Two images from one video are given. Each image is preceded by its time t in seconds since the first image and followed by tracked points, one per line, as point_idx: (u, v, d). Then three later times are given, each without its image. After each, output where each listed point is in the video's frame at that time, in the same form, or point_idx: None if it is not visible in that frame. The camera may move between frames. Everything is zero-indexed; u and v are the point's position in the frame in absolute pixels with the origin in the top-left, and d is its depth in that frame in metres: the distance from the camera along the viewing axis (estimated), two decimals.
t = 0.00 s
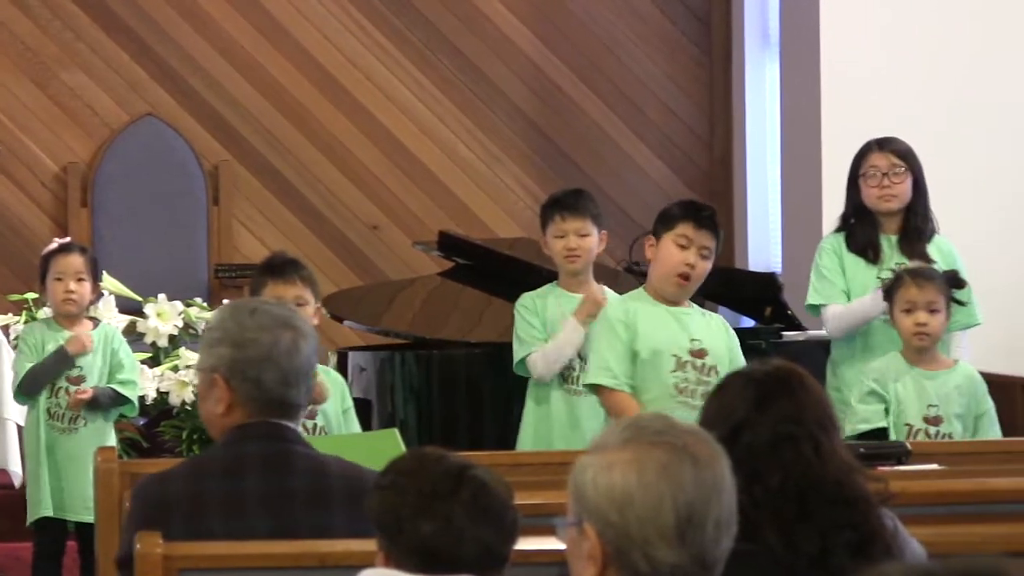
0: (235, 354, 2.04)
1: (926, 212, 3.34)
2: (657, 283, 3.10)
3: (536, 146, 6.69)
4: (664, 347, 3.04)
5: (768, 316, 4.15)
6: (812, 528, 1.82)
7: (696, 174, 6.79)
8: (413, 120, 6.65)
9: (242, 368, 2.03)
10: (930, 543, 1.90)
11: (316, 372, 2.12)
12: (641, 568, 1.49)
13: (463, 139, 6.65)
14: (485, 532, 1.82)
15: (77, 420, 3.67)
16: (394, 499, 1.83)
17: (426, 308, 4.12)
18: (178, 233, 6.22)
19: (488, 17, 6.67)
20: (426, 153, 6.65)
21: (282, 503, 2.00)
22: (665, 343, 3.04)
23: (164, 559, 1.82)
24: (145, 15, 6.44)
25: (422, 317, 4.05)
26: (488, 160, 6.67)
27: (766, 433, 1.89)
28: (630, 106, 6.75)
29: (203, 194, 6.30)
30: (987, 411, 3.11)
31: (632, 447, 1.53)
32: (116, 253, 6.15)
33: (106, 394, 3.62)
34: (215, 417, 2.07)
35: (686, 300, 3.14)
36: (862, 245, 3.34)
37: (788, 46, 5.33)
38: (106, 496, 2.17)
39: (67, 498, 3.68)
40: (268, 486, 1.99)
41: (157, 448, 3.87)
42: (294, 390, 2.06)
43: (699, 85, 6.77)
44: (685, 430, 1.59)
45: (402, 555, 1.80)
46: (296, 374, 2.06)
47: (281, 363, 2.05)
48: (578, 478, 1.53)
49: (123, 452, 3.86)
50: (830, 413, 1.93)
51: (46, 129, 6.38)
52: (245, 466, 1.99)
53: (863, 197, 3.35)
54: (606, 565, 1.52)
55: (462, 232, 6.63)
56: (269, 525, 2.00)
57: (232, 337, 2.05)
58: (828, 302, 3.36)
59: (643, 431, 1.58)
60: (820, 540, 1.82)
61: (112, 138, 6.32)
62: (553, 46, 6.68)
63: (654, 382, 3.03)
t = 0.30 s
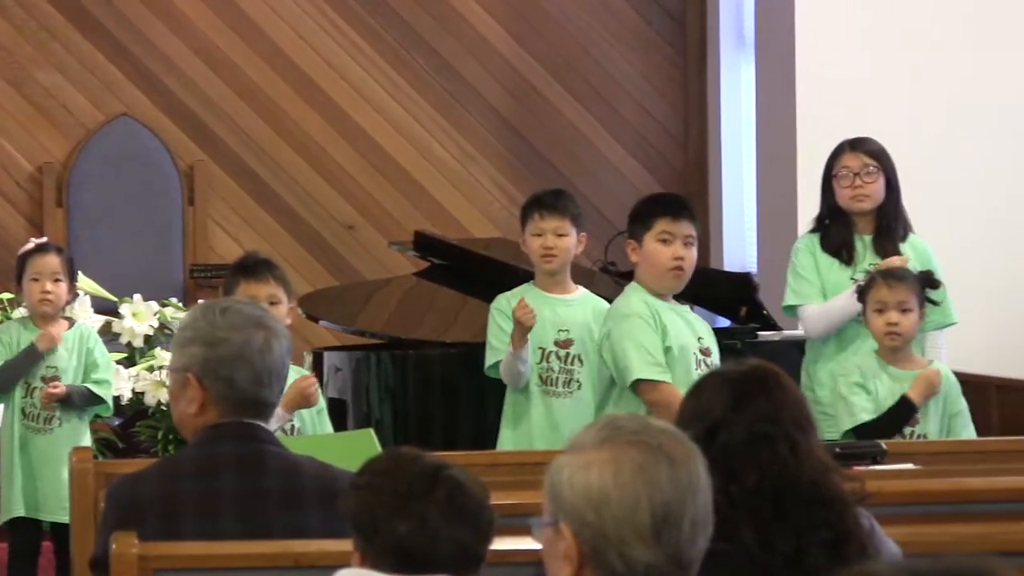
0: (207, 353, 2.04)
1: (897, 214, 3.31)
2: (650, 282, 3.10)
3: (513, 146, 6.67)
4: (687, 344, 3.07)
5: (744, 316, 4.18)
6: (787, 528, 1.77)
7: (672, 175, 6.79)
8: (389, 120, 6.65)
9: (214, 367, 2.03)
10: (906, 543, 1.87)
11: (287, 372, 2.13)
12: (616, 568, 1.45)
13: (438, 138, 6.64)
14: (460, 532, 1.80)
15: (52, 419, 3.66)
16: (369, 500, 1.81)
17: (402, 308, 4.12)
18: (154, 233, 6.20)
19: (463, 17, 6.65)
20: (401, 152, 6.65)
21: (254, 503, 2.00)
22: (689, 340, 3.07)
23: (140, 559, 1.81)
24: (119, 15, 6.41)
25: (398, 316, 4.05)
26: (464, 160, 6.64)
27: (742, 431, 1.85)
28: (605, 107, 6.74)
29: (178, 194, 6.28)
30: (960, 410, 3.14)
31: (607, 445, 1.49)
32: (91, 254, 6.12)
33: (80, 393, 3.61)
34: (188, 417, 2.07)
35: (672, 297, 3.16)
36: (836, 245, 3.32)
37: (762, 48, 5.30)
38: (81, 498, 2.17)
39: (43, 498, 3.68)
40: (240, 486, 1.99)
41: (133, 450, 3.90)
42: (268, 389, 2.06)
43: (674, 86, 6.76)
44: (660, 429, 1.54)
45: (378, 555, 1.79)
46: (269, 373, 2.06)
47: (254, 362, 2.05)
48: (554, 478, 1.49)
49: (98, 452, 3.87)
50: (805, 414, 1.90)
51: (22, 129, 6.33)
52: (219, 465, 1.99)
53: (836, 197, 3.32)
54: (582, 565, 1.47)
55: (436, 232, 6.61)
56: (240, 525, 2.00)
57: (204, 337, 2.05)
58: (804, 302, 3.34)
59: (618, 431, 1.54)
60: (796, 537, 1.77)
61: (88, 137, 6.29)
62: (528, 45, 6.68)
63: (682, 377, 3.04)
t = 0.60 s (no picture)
0: (221, 349, 2.04)
1: (880, 214, 3.31)
2: (626, 284, 3.10)
3: (496, 147, 6.66)
4: (661, 347, 3.07)
5: (728, 316, 4.19)
6: (771, 529, 1.75)
7: (656, 176, 6.76)
8: (372, 120, 6.63)
9: (227, 362, 2.03)
10: (890, 543, 1.88)
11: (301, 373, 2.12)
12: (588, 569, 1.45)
13: (420, 136, 6.64)
14: (445, 532, 1.79)
15: (35, 420, 3.65)
16: (353, 498, 1.80)
17: (384, 309, 4.12)
18: (137, 231, 6.12)
19: (445, 16, 6.65)
20: (381, 152, 6.63)
21: (261, 502, 1.99)
22: (662, 342, 3.07)
23: (123, 559, 1.81)
24: (102, 15, 6.38)
25: (382, 315, 4.06)
26: (446, 159, 6.64)
27: (725, 430, 1.84)
28: (590, 108, 6.72)
29: (164, 193, 6.22)
30: (945, 411, 3.13)
31: (581, 447, 1.49)
32: (76, 253, 6.05)
33: (62, 392, 3.60)
34: (199, 413, 2.07)
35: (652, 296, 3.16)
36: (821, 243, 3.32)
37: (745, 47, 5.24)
38: (63, 501, 2.19)
39: (27, 499, 3.68)
40: (244, 486, 1.98)
41: (117, 449, 3.94)
42: (280, 388, 2.06)
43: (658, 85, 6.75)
44: (640, 427, 1.53)
45: (362, 555, 1.78)
46: (283, 370, 2.06)
47: (266, 359, 2.05)
48: (531, 478, 1.50)
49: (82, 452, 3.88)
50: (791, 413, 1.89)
51: (6, 130, 6.27)
52: (225, 463, 1.98)
53: (819, 195, 3.32)
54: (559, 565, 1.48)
55: (418, 233, 6.62)
56: (241, 524, 1.99)
57: (217, 333, 2.05)
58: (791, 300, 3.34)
59: (598, 431, 1.53)
60: (780, 537, 1.74)
61: (72, 136, 6.23)
62: (511, 44, 6.68)
63: (651, 381, 3.06)
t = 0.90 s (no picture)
0: (234, 348, 2.04)
1: (863, 213, 3.33)
2: (568, 289, 2.93)
3: (478, 147, 6.65)
4: (598, 352, 2.88)
5: (709, 315, 4.21)
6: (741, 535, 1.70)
7: (638, 176, 6.78)
8: (354, 120, 6.59)
9: (240, 361, 2.03)
10: (870, 543, 1.88)
11: (311, 372, 2.13)
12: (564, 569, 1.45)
13: (402, 136, 6.61)
14: (427, 532, 1.78)
15: (18, 420, 3.65)
16: (337, 498, 1.79)
17: (366, 309, 4.11)
18: (120, 231, 6.08)
19: (427, 16, 6.60)
20: (362, 152, 6.60)
21: (266, 504, 1.97)
22: (598, 347, 2.88)
23: (105, 559, 1.82)
24: (83, 13, 6.31)
25: (364, 314, 4.06)
26: (428, 159, 6.62)
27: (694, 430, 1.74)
28: (572, 109, 6.73)
29: (145, 193, 6.19)
30: (928, 411, 3.17)
31: (558, 447, 1.48)
32: (57, 253, 6.00)
33: (44, 391, 3.59)
34: (210, 412, 2.06)
35: (604, 293, 2.96)
36: (801, 242, 3.34)
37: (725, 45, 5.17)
38: (47, 501, 2.19)
39: (9, 499, 3.70)
40: (251, 486, 1.97)
41: (98, 450, 3.91)
42: (291, 387, 2.06)
43: (638, 85, 6.77)
44: (622, 428, 1.53)
45: (345, 556, 1.77)
46: (294, 370, 2.06)
47: (279, 358, 2.05)
48: (510, 479, 1.50)
49: (63, 452, 3.85)
50: (772, 409, 1.76)
51: None
52: (232, 464, 1.97)
53: (802, 194, 3.33)
54: (537, 565, 1.47)
55: (400, 232, 6.58)
56: (243, 525, 1.97)
57: (230, 332, 2.05)
58: (770, 301, 3.34)
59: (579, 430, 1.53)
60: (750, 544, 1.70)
61: (54, 136, 6.17)
62: (493, 44, 6.65)
63: (589, 389, 2.88)
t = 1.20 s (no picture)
0: (221, 348, 2.03)
1: (842, 214, 3.35)
2: (488, 298, 2.90)
3: (458, 148, 6.59)
4: (503, 353, 2.86)
5: (691, 315, 4.14)
6: (719, 534, 1.68)
7: (618, 177, 6.70)
8: (334, 121, 6.55)
9: (228, 362, 2.03)
10: (850, 543, 1.90)
11: (299, 374, 2.12)
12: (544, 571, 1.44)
13: (381, 137, 6.57)
14: (408, 533, 1.77)
15: None
16: (315, 498, 1.78)
17: (347, 309, 4.12)
18: (100, 231, 6.10)
19: (406, 16, 6.56)
20: (343, 152, 6.56)
21: (253, 504, 1.97)
22: (503, 347, 2.86)
23: (84, 560, 1.83)
24: (62, 14, 6.33)
25: (344, 315, 4.06)
26: (407, 159, 6.57)
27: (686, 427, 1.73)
28: (553, 110, 6.66)
29: (125, 195, 6.19)
30: (910, 410, 3.16)
31: (537, 448, 1.47)
32: (37, 253, 6.01)
33: (22, 391, 3.49)
34: (198, 413, 2.05)
35: (528, 294, 2.92)
36: (778, 244, 3.34)
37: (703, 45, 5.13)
38: (26, 501, 2.19)
39: None
40: (239, 487, 1.97)
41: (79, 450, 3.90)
42: (279, 388, 2.05)
43: (619, 85, 6.68)
44: (605, 428, 1.51)
45: (323, 556, 1.75)
46: (281, 372, 2.06)
47: (266, 358, 2.05)
48: (491, 479, 1.49)
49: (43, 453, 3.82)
50: (761, 412, 1.76)
51: None
52: (219, 465, 1.97)
53: (782, 195, 3.35)
54: (518, 566, 1.46)
55: (379, 233, 6.54)
56: (228, 525, 1.97)
57: (218, 332, 2.05)
58: (742, 311, 3.35)
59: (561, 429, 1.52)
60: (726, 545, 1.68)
61: (34, 135, 6.18)
62: (472, 44, 6.59)
63: (496, 389, 2.86)
